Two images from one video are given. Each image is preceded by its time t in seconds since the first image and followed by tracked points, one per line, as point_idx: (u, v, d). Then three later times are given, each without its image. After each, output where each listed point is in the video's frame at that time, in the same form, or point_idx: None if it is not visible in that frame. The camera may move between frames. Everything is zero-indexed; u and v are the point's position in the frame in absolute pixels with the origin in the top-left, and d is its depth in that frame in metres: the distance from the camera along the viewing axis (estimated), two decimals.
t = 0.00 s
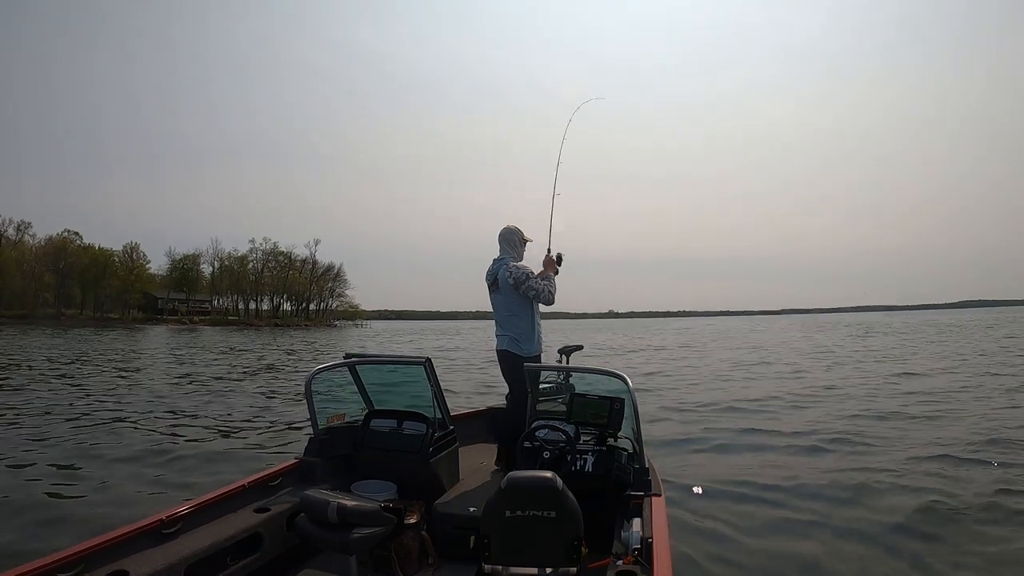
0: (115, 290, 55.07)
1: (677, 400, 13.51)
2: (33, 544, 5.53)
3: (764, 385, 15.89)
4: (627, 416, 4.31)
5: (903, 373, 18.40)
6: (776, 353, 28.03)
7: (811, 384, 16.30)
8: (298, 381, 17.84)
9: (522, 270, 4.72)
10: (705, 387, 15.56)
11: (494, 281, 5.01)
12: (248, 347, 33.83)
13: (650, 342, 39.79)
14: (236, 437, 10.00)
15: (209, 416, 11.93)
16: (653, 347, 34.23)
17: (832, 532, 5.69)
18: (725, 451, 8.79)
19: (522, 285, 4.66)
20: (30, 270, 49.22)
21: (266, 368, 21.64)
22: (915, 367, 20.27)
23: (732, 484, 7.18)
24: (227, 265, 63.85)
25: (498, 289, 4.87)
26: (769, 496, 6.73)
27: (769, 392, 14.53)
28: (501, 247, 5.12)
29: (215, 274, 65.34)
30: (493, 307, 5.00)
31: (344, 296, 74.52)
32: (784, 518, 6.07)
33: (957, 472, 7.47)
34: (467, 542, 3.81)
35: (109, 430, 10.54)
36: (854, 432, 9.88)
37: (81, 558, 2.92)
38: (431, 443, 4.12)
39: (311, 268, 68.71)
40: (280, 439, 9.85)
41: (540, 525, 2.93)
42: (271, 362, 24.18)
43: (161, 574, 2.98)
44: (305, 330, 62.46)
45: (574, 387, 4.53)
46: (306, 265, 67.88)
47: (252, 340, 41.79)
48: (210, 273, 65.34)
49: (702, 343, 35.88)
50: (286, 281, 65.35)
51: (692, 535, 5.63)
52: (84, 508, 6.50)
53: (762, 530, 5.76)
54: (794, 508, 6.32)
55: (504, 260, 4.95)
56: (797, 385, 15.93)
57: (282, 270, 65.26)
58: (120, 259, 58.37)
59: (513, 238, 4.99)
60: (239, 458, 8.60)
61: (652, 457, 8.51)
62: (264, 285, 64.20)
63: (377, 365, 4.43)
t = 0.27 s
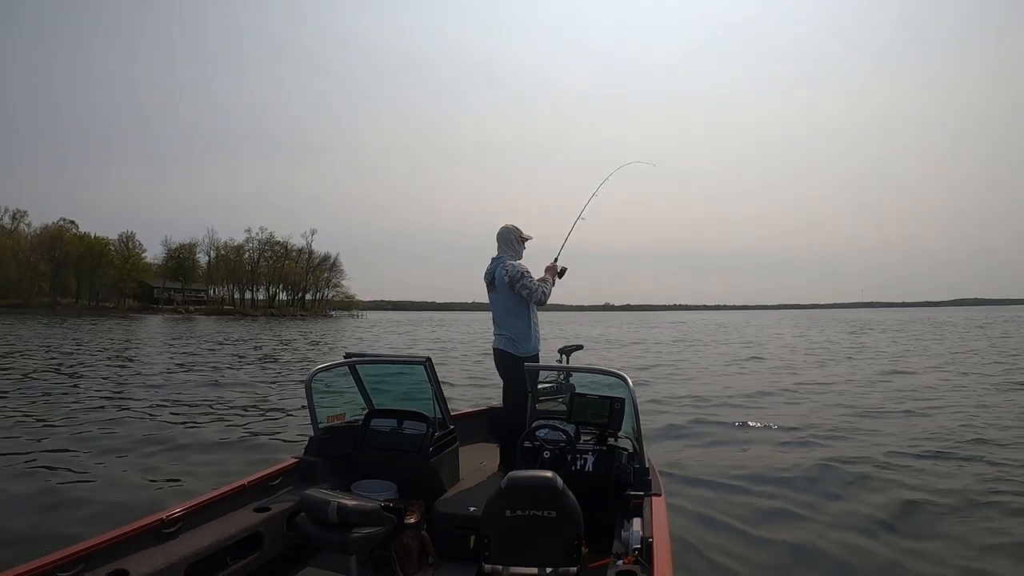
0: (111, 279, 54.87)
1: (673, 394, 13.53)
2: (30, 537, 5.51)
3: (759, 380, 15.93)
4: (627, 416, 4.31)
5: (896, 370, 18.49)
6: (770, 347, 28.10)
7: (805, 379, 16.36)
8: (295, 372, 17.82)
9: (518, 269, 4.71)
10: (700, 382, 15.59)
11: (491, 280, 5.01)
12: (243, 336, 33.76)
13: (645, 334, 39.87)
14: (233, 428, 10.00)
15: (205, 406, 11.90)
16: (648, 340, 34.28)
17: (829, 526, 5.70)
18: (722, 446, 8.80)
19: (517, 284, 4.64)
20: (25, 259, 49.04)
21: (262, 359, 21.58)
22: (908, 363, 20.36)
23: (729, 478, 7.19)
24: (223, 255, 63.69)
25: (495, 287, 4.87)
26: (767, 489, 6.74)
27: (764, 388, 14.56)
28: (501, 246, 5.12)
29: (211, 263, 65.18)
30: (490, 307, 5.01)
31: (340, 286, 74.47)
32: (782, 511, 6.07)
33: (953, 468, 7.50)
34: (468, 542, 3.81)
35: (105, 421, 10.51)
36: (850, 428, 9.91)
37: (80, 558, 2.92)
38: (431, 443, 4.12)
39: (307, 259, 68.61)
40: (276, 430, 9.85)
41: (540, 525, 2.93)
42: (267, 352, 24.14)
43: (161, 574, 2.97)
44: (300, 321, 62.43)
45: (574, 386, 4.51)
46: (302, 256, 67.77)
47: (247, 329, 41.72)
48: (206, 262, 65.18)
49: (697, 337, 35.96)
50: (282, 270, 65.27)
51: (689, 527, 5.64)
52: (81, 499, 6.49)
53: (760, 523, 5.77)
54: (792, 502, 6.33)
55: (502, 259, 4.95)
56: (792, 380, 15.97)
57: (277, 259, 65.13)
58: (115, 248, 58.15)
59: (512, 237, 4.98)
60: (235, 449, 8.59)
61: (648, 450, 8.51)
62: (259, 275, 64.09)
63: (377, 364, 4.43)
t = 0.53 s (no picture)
0: (106, 272, 54.73)
1: (670, 390, 13.53)
2: (28, 532, 5.50)
3: (755, 377, 15.95)
4: (627, 416, 4.31)
5: (890, 368, 18.55)
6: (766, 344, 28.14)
7: (800, 376, 16.39)
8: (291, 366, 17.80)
9: (516, 269, 4.70)
10: (696, 379, 15.60)
11: (489, 278, 5.00)
12: (239, 330, 33.69)
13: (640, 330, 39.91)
14: (230, 422, 9.99)
15: (202, 401, 11.87)
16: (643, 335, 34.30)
17: (828, 524, 5.71)
18: (720, 442, 8.81)
19: (514, 283, 4.63)
20: (21, 252, 48.85)
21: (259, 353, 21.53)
22: (902, 361, 20.42)
23: (727, 475, 7.19)
24: (219, 249, 63.57)
25: (493, 286, 4.87)
26: (765, 487, 6.75)
27: (760, 384, 14.58)
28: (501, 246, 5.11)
29: (207, 257, 64.98)
30: (487, 306, 5.01)
31: (336, 279, 74.44)
32: (781, 509, 6.07)
33: (950, 467, 7.52)
34: (468, 542, 3.82)
35: (102, 414, 10.49)
36: (847, 426, 9.92)
37: (80, 558, 2.91)
38: (431, 443, 4.12)
39: (303, 253, 68.54)
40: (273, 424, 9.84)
41: (540, 525, 2.93)
42: (263, 346, 24.11)
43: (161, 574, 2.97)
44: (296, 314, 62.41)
45: (574, 387, 4.51)
46: (299, 250, 67.71)
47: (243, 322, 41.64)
48: (202, 255, 65.08)
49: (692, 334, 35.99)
50: (278, 264, 65.21)
51: (687, 525, 5.64)
52: (79, 494, 6.48)
53: (759, 522, 5.77)
54: (790, 499, 6.34)
55: (501, 258, 4.94)
56: (787, 377, 16.00)
57: (274, 253, 65.05)
58: (112, 242, 58.02)
59: (512, 238, 4.98)
60: (232, 443, 8.58)
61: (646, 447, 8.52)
62: (255, 268, 64.01)
63: (377, 364, 4.42)
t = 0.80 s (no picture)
0: (104, 271, 54.76)
1: (668, 392, 13.54)
2: (27, 530, 5.50)
3: (753, 379, 15.96)
4: (627, 417, 4.32)
5: (887, 370, 18.59)
6: (763, 346, 28.18)
7: (798, 378, 16.41)
8: (289, 366, 17.81)
9: (522, 269, 4.72)
10: (694, 380, 15.62)
11: (493, 278, 5.00)
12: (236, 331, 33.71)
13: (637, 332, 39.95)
14: (229, 422, 9.99)
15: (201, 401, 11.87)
16: (641, 337, 34.32)
17: (827, 523, 5.71)
18: (718, 443, 8.81)
19: (520, 282, 4.64)
20: (19, 251, 48.84)
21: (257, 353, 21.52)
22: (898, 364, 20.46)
23: (726, 476, 7.20)
24: (217, 249, 63.60)
25: (497, 286, 4.87)
26: (764, 487, 6.75)
27: (758, 386, 14.59)
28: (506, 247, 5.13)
29: (206, 257, 64.96)
30: (489, 305, 5.00)
31: (334, 281, 74.47)
32: (780, 509, 6.08)
33: (948, 468, 7.53)
34: (467, 542, 3.81)
35: (101, 414, 10.49)
36: (845, 427, 9.94)
37: (80, 558, 2.91)
38: (431, 443, 4.13)
39: (302, 254, 68.57)
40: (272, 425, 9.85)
41: (540, 525, 2.93)
42: (261, 347, 24.11)
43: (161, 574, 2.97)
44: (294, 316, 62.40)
45: (574, 387, 4.51)
46: (297, 251, 67.74)
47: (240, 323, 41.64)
48: (200, 256, 65.12)
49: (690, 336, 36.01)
50: (276, 265, 65.24)
51: (686, 525, 5.64)
52: (78, 493, 6.48)
53: (759, 521, 5.77)
54: (789, 500, 6.34)
55: (506, 258, 4.95)
56: (784, 379, 16.02)
57: (272, 254, 65.09)
58: (110, 242, 58.04)
59: (517, 240, 5.00)
60: (231, 444, 8.59)
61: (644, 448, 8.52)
62: (254, 269, 64.04)
63: (377, 364, 4.43)
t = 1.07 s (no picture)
0: (104, 278, 54.89)
1: (667, 397, 13.55)
2: (28, 530, 5.50)
3: (752, 384, 15.96)
4: (627, 417, 4.32)
5: (887, 375, 18.58)
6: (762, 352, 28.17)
7: (798, 383, 16.40)
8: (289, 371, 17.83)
9: (534, 267, 4.76)
10: (694, 385, 15.64)
11: (503, 278, 5.02)
12: (236, 337, 33.76)
13: (637, 338, 39.93)
14: (229, 425, 10.00)
15: (201, 405, 11.87)
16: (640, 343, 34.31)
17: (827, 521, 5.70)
18: (718, 446, 8.81)
19: (532, 280, 4.67)
20: (20, 257, 48.95)
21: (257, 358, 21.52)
22: (897, 369, 20.44)
23: (726, 476, 7.19)
24: (217, 255, 63.73)
25: (507, 284, 4.88)
26: (764, 487, 6.75)
27: (757, 391, 14.58)
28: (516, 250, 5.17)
29: (206, 263, 65.05)
30: (498, 305, 5.00)
31: (334, 287, 74.52)
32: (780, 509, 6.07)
33: (948, 470, 7.52)
34: (468, 542, 3.81)
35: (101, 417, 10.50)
36: (845, 430, 9.94)
37: (81, 558, 2.92)
38: (431, 443, 4.12)
39: (301, 260, 68.65)
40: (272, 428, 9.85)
41: (540, 525, 2.93)
42: (261, 353, 24.13)
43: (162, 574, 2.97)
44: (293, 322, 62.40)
45: (575, 388, 4.51)
46: (297, 257, 67.85)
47: (239, 330, 41.68)
48: (200, 262, 65.23)
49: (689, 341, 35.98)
50: (276, 272, 65.33)
51: (687, 525, 5.64)
52: (77, 495, 6.47)
53: (759, 520, 5.77)
54: (789, 500, 6.34)
55: (516, 258, 4.98)
56: (784, 384, 16.01)
57: (272, 260, 65.20)
58: (110, 248, 58.17)
59: (528, 243, 5.05)
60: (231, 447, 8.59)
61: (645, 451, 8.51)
62: (253, 275, 64.11)
63: (378, 365, 4.43)
